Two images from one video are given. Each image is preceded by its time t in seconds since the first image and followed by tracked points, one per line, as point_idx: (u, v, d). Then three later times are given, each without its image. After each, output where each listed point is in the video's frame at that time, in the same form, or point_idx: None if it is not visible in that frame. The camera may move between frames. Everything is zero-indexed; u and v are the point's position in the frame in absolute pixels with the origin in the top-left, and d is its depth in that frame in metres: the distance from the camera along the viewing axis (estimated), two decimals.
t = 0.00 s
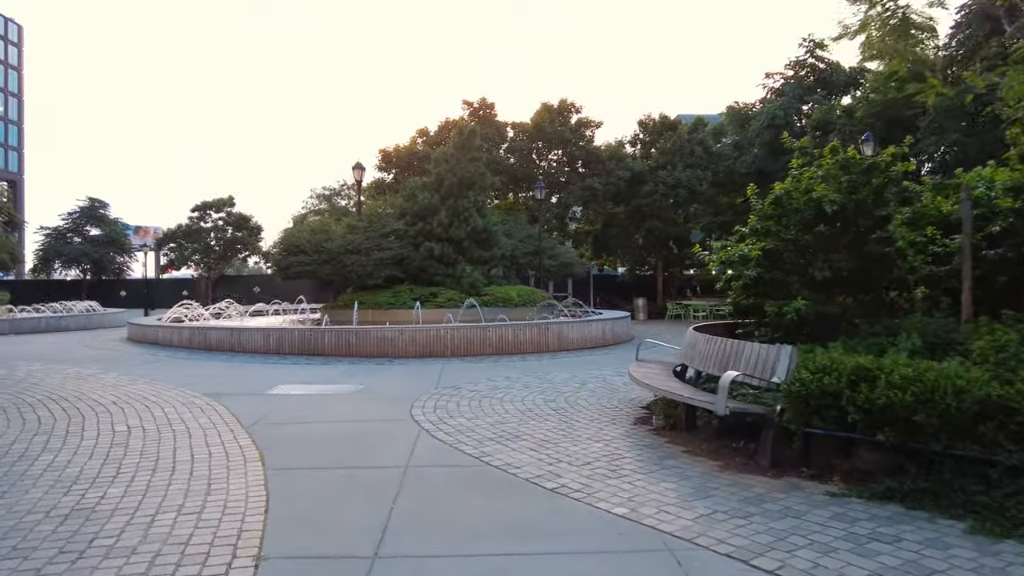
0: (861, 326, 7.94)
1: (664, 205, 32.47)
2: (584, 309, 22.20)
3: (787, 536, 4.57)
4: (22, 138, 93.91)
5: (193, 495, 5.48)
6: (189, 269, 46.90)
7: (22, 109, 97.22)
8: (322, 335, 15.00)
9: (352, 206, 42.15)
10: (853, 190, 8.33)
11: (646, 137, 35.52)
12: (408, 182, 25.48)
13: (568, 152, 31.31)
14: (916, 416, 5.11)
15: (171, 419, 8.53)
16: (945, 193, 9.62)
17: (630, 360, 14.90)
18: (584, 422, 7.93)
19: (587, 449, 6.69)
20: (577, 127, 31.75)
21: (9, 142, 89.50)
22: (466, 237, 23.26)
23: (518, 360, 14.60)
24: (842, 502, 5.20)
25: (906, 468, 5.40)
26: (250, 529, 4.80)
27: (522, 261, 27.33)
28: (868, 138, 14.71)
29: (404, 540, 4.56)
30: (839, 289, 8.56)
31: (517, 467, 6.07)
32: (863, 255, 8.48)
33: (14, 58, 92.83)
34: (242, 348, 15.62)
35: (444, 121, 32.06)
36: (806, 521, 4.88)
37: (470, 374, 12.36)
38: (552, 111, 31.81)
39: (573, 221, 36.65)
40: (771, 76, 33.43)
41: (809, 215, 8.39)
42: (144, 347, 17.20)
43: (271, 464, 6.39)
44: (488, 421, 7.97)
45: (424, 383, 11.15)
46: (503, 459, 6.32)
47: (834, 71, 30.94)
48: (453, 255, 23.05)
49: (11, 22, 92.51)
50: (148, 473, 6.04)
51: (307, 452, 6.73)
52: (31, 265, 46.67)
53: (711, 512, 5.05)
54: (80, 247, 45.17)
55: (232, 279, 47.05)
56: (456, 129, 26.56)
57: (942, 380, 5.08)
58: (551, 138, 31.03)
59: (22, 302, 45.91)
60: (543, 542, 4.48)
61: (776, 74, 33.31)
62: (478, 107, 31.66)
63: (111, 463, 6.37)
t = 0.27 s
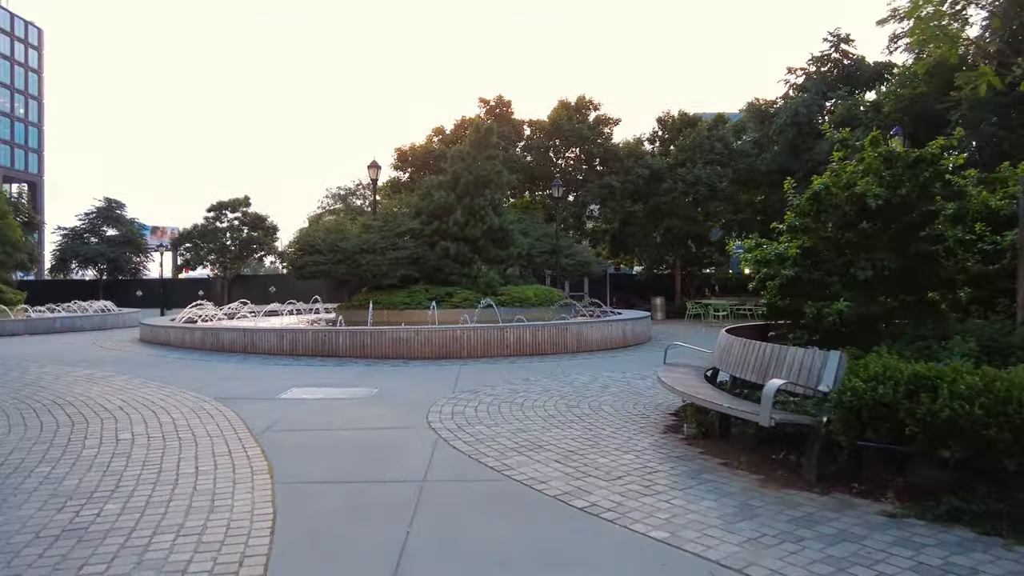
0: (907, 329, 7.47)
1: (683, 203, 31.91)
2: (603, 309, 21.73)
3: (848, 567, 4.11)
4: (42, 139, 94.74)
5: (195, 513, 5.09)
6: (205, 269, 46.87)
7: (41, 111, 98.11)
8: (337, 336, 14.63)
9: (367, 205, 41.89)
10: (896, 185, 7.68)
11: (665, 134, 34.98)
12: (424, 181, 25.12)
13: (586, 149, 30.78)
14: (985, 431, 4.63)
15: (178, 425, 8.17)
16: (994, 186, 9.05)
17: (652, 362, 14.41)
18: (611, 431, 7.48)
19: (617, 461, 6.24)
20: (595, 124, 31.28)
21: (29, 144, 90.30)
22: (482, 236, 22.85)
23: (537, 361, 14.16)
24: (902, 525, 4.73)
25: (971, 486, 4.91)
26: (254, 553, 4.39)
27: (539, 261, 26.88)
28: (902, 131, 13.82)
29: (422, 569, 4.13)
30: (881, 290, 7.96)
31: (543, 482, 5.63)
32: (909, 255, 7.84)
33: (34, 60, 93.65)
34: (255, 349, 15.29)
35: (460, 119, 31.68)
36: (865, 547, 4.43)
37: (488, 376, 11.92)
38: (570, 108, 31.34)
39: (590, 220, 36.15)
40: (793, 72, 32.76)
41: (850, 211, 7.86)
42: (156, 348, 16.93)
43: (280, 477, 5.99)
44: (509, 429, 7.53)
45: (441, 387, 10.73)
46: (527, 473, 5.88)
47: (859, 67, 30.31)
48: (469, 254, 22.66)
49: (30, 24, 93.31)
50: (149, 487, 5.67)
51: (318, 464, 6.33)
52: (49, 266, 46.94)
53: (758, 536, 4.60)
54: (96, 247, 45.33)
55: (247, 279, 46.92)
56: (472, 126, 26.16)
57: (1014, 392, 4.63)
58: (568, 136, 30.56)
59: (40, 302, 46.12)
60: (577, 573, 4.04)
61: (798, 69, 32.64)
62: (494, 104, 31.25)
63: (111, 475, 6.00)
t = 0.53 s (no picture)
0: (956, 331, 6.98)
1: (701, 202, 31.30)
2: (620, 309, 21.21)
3: None
4: (59, 142, 95.47)
5: (185, 533, 4.65)
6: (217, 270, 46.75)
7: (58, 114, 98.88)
8: (347, 337, 14.21)
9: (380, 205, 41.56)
10: (940, 177, 7.20)
11: (682, 132, 34.40)
12: (437, 179, 24.71)
13: (601, 147, 30.26)
14: None
15: (178, 433, 7.76)
16: None
17: (674, 365, 13.90)
18: (638, 441, 6.98)
19: (646, 474, 5.75)
20: (611, 121, 30.78)
21: (44, 146, 90.89)
22: (496, 236, 22.39)
23: (554, 364, 13.67)
24: (971, 551, 4.22)
25: None
26: None
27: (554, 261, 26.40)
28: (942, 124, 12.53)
29: None
30: (924, 288, 7.46)
31: (566, 498, 5.14)
32: (954, 251, 7.32)
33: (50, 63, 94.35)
34: (264, 351, 14.91)
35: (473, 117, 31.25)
36: None
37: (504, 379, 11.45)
38: (585, 106, 30.86)
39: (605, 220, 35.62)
40: (814, 68, 32.07)
41: (890, 205, 7.28)
42: (164, 349, 16.60)
43: (280, 490, 5.54)
44: (527, 437, 7.04)
45: (455, 391, 10.27)
46: (548, 487, 5.40)
47: (882, 63, 29.58)
48: (483, 254, 22.21)
49: (46, 27, 93.99)
50: (138, 502, 5.26)
51: (322, 477, 5.87)
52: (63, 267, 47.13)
53: (809, 563, 4.10)
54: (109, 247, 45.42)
55: (260, 280, 46.72)
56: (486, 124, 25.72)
57: None
58: (583, 133, 30.06)
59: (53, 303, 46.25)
60: None
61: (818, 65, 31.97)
62: (508, 102, 30.80)
63: (99, 489, 5.59)
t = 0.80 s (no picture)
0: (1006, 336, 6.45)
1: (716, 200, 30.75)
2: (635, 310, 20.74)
3: None
4: (72, 143, 95.94)
5: (172, 557, 4.25)
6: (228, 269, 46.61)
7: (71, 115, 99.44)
8: (356, 339, 13.83)
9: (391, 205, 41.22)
10: (988, 171, 6.74)
11: (696, 130, 33.91)
12: (448, 178, 24.32)
13: (615, 145, 29.76)
14: None
15: (177, 441, 7.39)
16: None
17: (693, 368, 13.43)
18: (662, 452, 6.54)
19: (675, 492, 5.31)
20: (624, 119, 30.33)
21: (56, 147, 91.26)
22: (508, 235, 21.97)
23: (569, 366, 13.23)
24: None
25: None
26: None
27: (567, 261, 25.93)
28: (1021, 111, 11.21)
29: None
30: (969, 290, 6.98)
31: (590, 520, 4.71)
32: (1002, 250, 6.83)
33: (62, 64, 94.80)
34: (271, 353, 14.56)
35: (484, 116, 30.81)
36: None
37: (518, 383, 11.03)
38: (598, 103, 30.41)
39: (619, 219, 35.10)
40: (831, 64, 31.45)
41: (933, 202, 6.81)
42: (170, 351, 16.30)
43: (279, 508, 5.14)
44: (545, 448, 6.61)
45: (467, 395, 9.86)
46: (569, 506, 4.98)
47: (903, 59, 28.91)
48: (495, 254, 21.79)
49: (58, 29, 94.40)
50: (125, 521, 4.88)
51: (325, 493, 5.47)
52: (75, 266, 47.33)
53: None
54: (121, 248, 45.59)
55: (271, 280, 46.48)
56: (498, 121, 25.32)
57: None
58: (596, 131, 29.58)
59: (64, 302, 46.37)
60: None
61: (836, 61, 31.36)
62: (520, 100, 30.36)
63: (85, 505, 5.21)
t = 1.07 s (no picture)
0: None
1: (730, 199, 30.27)
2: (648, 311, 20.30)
3: None
4: (82, 144, 96.28)
5: None
6: (236, 270, 46.37)
7: (81, 117, 99.71)
8: (364, 340, 13.46)
9: (400, 205, 40.90)
10: None
11: (710, 128, 33.45)
12: (458, 177, 23.97)
13: (627, 143, 29.31)
14: None
15: (174, 449, 7.03)
16: None
17: (711, 373, 12.99)
18: (689, 464, 6.13)
19: (705, 511, 4.89)
20: (637, 117, 29.89)
21: (67, 147, 91.58)
22: (519, 234, 21.55)
23: (582, 369, 12.82)
24: None
25: None
26: None
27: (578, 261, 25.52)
28: None
29: None
30: (1017, 290, 6.52)
31: (615, 543, 4.30)
32: None
33: (72, 66, 95.17)
34: (277, 355, 14.21)
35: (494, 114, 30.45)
36: None
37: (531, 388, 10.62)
38: (610, 101, 30.00)
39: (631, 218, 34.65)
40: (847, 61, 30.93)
41: (978, 196, 6.37)
42: (175, 353, 15.97)
43: (277, 526, 4.76)
44: (561, 459, 6.20)
45: (478, 401, 9.45)
46: (593, 528, 4.57)
47: (920, 55, 28.35)
48: (505, 254, 21.38)
49: (69, 30, 94.70)
50: (111, 540, 4.51)
51: (328, 509, 5.09)
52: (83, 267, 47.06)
53: None
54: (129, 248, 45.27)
55: (279, 280, 46.22)
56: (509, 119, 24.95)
57: None
58: (609, 129, 29.15)
59: (73, 303, 46.18)
60: None
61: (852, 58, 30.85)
62: (530, 98, 29.98)
63: (70, 521, 4.84)
